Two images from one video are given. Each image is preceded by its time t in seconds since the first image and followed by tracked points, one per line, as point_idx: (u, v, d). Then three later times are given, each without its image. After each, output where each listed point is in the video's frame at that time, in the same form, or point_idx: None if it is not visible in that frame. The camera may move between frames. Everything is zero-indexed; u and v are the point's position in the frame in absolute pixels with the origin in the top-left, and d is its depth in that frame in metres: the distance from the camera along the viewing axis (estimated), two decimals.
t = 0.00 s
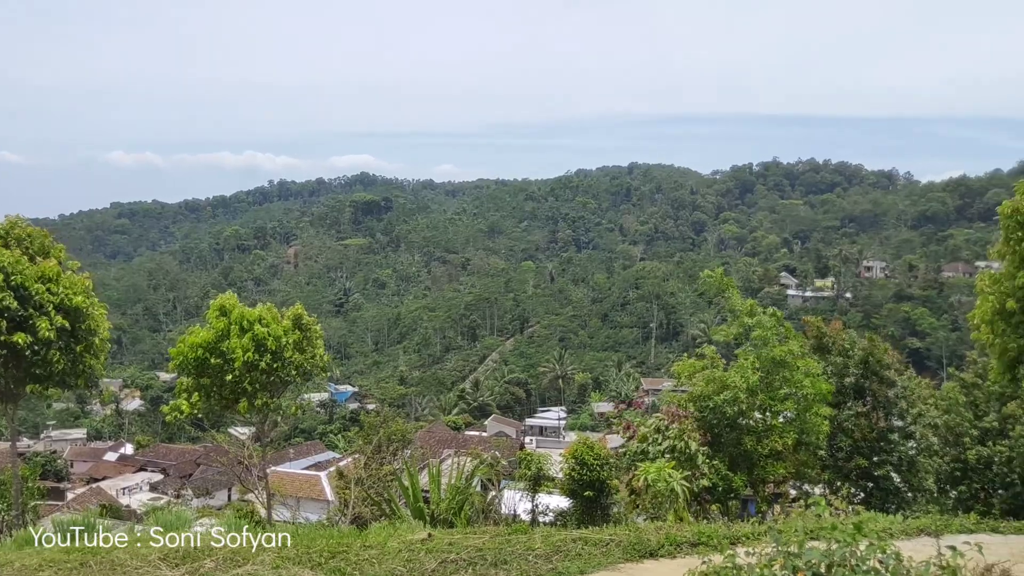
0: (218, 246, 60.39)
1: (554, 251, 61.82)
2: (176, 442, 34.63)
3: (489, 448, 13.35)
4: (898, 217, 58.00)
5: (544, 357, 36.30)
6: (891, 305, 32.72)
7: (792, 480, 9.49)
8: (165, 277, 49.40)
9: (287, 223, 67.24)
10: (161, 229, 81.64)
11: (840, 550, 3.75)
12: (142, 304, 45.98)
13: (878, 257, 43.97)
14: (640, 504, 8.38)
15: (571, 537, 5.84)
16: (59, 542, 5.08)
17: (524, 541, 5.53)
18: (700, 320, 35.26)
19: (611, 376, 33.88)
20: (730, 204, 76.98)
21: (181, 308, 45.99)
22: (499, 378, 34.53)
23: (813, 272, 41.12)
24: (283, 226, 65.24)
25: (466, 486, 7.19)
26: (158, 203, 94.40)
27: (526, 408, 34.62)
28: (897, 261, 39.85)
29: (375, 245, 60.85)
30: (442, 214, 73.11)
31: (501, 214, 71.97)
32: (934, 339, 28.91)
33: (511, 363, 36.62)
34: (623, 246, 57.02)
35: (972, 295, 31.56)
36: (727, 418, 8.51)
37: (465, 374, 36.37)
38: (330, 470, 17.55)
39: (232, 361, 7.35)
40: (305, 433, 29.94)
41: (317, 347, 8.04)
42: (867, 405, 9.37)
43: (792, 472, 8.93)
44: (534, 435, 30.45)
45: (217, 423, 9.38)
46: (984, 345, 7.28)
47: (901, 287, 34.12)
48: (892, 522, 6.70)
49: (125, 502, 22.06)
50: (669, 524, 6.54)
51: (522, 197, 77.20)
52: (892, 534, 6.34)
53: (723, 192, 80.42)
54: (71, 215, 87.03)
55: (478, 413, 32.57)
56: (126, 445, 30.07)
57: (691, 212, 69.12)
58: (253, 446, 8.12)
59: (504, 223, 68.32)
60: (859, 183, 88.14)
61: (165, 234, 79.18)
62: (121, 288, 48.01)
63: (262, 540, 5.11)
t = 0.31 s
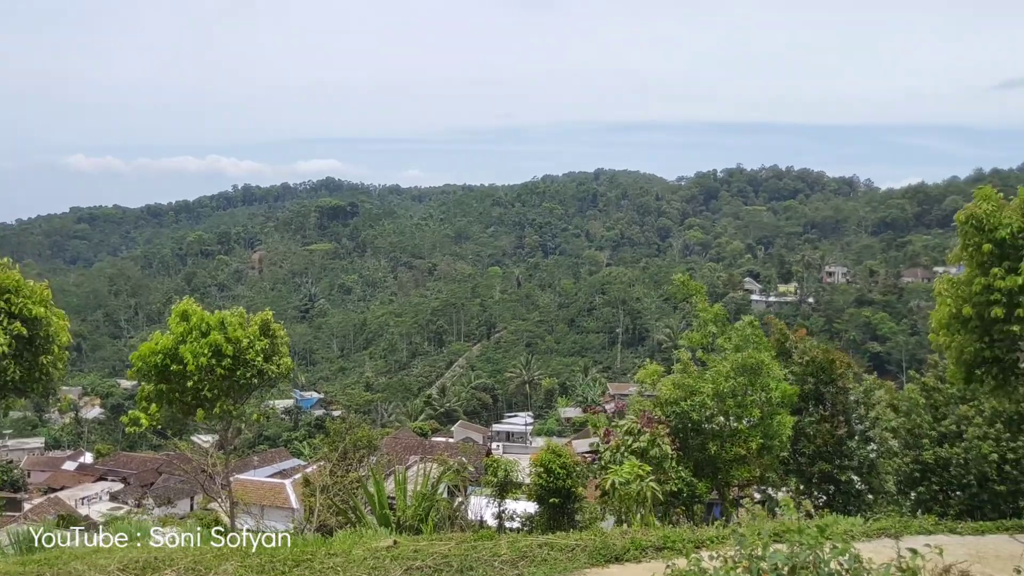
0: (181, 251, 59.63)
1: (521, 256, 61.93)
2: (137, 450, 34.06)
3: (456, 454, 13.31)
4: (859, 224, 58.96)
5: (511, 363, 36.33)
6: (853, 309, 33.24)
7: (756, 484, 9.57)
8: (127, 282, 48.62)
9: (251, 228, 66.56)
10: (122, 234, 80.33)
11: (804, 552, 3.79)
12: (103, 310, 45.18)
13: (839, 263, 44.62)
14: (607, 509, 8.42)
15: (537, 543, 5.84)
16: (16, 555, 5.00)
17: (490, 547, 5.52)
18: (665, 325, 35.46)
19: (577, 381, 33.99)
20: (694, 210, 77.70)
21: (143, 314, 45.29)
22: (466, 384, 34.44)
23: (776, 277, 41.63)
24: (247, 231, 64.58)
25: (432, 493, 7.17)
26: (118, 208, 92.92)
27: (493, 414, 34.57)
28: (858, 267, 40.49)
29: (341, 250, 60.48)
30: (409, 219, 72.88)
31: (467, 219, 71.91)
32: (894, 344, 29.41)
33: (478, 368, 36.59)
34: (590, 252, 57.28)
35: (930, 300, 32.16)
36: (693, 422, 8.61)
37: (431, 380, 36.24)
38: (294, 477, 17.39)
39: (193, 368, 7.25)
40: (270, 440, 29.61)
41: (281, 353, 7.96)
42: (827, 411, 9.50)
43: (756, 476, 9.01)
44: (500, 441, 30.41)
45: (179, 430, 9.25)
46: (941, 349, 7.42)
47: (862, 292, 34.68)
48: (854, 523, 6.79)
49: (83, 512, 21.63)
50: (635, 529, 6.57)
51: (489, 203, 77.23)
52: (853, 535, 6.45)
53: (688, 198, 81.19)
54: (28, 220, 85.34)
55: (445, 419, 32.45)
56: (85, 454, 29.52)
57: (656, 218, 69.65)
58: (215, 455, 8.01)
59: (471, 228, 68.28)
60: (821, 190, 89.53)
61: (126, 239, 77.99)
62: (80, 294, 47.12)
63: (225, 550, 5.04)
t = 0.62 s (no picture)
0: (149, 255, 58.97)
1: (494, 260, 61.95)
2: (103, 456, 33.55)
3: (430, 457, 13.27)
4: (827, 228, 59.71)
5: (483, 366, 36.31)
6: (822, 312, 33.63)
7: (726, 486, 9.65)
8: (93, 286, 47.92)
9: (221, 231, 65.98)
10: (89, 237, 79.17)
11: (769, 554, 3.83)
12: (68, 315, 44.47)
13: (808, 267, 45.13)
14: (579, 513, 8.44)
15: (508, 546, 5.85)
16: None
17: (462, 551, 5.52)
18: (637, 328, 35.61)
19: (550, 385, 34.06)
20: (666, 214, 78.20)
21: (110, 319, 44.66)
22: (438, 388, 34.34)
23: (746, 281, 42.02)
24: (217, 235, 64.01)
25: (404, 497, 7.14)
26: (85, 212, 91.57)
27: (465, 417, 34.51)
28: (826, 271, 41.01)
29: (312, 254, 60.11)
30: (381, 223, 72.60)
31: (439, 223, 71.78)
32: (862, 346, 29.78)
33: (450, 372, 36.52)
34: (562, 256, 57.43)
35: (896, 304, 32.63)
36: (663, 426, 8.64)
37: (404, 384, 36.11)
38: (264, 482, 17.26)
39: (161, 372, 7.18)
40: (240, 445, 29.31)
41: (250, 357, 7.93)
42: (795, 414, 9.59)
43: (725, 477, 9.09)
44: (473, 445, 30.37)
45: (146, 437, 9.12)
46: (908, 352, 7.54)
47: (830, 296, 35.11)
48: (821, 525, 6.87)
49: (48, 520, 21.26)
50: (606, 532, 6.60)
51: (461, 207, 77.17)
52: (821, 536, 6.52)
53: (659, 202, 81.70)
54: None
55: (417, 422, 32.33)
56: (50, 461, 29.02)
57: (628, 222, 70.02)
58: (183, 461, 7.93)
59: (444, 232, 68.20)
60: (790, 195, 90.61)
61: (93, 242, 76.92)
62: (45, 298, 46.34)
63: (194, 557, 5.00)
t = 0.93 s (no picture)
0: (108, 258, 57.97)
1: (459, 264, 61.87)
2: (59, 464, 32.86)
3: (394, 463, 13.20)
4: (788, 232, 60.54)
5: (448, 371, 36.23)
6: (783, 315, 34.07)
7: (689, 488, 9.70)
8: (49, 291, 46.97)
9: (182, 235, 65.12)
10: (46, 241, 77.64)
11: (730, 557, 3.85)
12: (24, 320, 43.53)
13: (769, 270, 45.71)
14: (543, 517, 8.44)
15: (472, 551, 5.84)
16: None
17: (426, 556, 5.50)
18: (602, 332, 35.78)
19: (515, 390, 34.06)
20: (630, 218, 78.71)
21: (67, 324, 43.81)
22: (403, 392, 34.19)
23: (709, 285, 42.44)
24: (177, 239, 63.14)
25: (368, 503, 7.08)
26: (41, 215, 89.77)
27: (430, 422, 34.41)
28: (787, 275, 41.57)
29: (275, 257, 59.56)
30: (345, 226, 72.18)
31: (404, 227, 71.53)
32: (822, 349, 30.23)
33: (415, 376, 36.37)
34: (527, 260, 57.57)
35: (855, 307, 33.18)
36: (628, 430, 8.67)
37: (368, 389, 35.87)
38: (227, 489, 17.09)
39: (123, 377, 7.07)
40: (201, 451, 28.90)
41: (213, 362, 7.86)
42: (758, 416, 9.66)
43: (688, 480, 9.16)
44: (438, 449, 30.30)
45: (103, 444, 8.95)
46: (868, 354, 7.64)
47: (792, 299, 35.61)
48: (783, 526, 6.96)
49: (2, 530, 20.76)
50: (570, 536, 6.62)
51: (426, 210, 76.99)
52: (781, 537, 6.60)
53: (624, 207, 82.24)
54: None
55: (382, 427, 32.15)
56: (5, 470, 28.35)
57: (593, 227, 70.37)
58: (144, 468, 7.80)
59: (408, 236, 67.98)
60: (752, 200, 91.77)
61: (50, 245, 75.46)
62: None
63: (152, 566, 4.93)
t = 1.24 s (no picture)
0: (63, 261, 56.85)
1: (422, 267, 61.70)
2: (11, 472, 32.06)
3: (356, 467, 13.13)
4: (748, 235, 61.32)
5: (411, 374, 36.08)
6: (743, 318, 34.47)
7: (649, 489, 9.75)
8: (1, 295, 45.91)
9: (139, 238, 64.10)
10: None
11: (686, 557, 3.89)
12: None
13: (729, 274, 46.22)
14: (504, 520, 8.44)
15: (433, 555, 5.83)
16: None
17: (386, 561, 5.48)
18: (564, 335, 35.92)
19: (478, 393, 33.96)
20: (592, 222, 79.13)
21: (20, 329, 42.83)
22: (365, 396, 33.99)
23: (671, 288, 42.81)
24: (134, 242, 62.16)
25: (329, 508, 7.03)
26: None
27: (393, 426, 34.24)
28: (747, 278, 42.09)
29: (235, 261, 58.93)
30: (306, 229, 71.62)
31: (367, 230, 71.15)
32: (782, 352, 30.66)
33: (377, 381, 36.15)
34: (490, 263, 57.62)
35: (813, 309, 33.73)
36: (589, 432, 8.69)
37: (330, 394, 35.56)
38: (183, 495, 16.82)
39: (81, 384, 6.94)
40: (158, 458, 28.40)
41: (172, 368, 7.76)
42: (719, 417, 9.76)
43: (649, 481, 9.19)
44: (400, 454, 30.15)
45: (56, 451, 8.77)
46: (826, 354, 7.73)
47: (751, 302, 36.07)
48: (742, 527, 7.02)
49: None
50: (531, 539, 6.62)
51: (389, 213, 76.67)
52: (739, 539, 6.66)
53: (586, 211, 82.69)
54: None
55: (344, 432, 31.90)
56: None
57: (555, 230, 70.63)
58: (98, 475, 7.66)
59: (371, 239, 67.64)
60: (713, 203, 92.90)
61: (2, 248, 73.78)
62: None
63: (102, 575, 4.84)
